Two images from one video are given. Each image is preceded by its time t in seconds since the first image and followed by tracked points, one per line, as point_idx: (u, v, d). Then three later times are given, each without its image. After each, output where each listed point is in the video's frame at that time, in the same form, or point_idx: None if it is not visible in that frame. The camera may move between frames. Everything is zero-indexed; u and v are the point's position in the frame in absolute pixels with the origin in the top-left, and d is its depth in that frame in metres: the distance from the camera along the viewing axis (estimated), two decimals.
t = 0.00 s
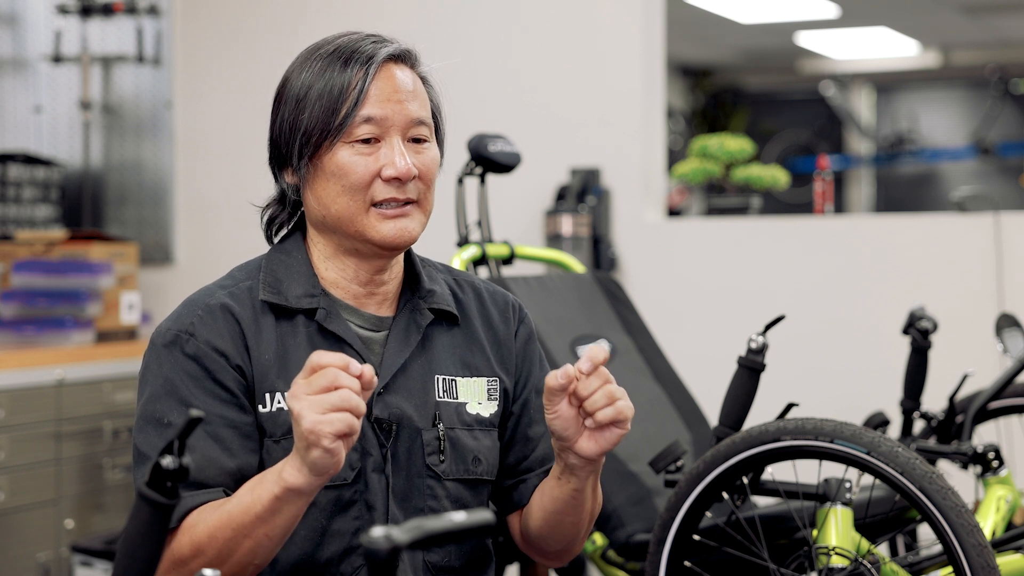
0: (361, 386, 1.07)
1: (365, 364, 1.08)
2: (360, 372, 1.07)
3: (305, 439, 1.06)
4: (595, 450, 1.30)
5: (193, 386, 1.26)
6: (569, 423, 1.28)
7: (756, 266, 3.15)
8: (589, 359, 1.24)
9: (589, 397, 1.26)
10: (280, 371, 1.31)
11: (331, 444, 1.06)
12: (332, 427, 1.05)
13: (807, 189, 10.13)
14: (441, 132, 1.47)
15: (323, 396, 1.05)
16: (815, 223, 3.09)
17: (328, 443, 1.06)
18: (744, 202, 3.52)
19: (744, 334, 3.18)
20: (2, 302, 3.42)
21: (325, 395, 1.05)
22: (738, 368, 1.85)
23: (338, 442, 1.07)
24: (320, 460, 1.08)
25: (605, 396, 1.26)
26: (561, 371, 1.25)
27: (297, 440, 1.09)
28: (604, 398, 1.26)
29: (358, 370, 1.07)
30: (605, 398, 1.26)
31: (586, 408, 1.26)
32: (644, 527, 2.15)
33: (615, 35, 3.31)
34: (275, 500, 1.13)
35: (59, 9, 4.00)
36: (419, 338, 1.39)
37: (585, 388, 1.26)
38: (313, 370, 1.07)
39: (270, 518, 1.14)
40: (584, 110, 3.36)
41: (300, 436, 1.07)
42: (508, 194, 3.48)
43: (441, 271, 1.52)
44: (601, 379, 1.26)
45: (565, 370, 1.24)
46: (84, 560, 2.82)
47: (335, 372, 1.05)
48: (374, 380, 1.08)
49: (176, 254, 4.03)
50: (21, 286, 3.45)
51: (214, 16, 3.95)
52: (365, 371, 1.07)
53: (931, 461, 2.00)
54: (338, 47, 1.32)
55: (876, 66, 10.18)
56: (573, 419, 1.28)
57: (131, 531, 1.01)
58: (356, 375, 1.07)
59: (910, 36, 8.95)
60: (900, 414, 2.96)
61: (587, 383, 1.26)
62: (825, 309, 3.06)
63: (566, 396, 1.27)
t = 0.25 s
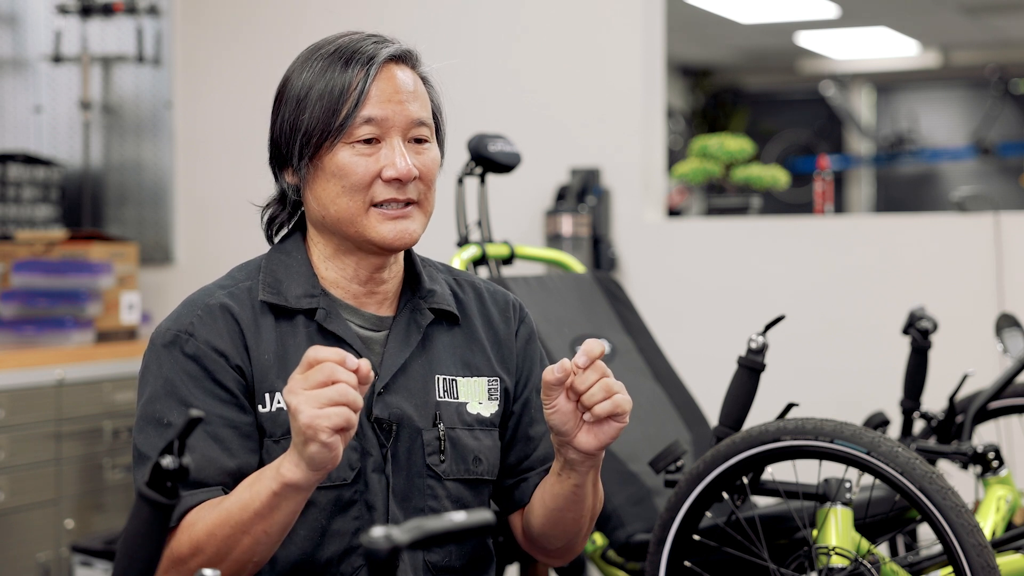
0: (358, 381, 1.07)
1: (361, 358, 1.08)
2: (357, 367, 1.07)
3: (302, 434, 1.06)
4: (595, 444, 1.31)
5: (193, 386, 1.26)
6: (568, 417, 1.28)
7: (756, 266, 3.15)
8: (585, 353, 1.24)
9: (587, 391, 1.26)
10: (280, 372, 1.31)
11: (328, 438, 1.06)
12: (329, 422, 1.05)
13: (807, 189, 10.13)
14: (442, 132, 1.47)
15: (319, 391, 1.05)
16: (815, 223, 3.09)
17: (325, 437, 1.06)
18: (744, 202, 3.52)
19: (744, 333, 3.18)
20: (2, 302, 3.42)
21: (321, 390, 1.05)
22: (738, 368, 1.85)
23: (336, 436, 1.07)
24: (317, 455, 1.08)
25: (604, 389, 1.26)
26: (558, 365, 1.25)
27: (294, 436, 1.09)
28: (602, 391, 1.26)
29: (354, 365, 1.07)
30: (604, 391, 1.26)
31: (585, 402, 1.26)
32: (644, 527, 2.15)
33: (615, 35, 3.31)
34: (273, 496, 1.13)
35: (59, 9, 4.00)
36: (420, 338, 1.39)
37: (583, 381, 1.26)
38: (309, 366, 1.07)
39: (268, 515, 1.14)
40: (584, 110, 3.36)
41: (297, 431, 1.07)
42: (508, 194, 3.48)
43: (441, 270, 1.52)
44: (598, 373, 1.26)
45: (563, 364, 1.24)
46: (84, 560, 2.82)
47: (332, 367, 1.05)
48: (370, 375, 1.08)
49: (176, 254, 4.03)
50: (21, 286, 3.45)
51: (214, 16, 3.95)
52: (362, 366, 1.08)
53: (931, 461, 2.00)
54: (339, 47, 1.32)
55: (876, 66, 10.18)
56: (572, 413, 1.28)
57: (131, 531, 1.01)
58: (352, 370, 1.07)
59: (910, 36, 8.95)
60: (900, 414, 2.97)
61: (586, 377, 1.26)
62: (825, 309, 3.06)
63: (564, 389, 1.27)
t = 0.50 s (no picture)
0: (357, 377, 1.07)
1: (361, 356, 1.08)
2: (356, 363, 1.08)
3: (301, 430, 1.06)
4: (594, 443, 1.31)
5: (192, 387, 1.26)
6: (567, 416, 1.28)
7: (756, 266, 3.15)
8: (583, 352, 1.24)
9: (585, 389, 1.26)
10: (280, 372, 1.31)
11: (327, 434, 1.06)
12: (328, 418, 1.05)
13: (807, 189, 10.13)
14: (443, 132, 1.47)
15: (319, 387, 1.05)
16: (815, 223, 3.09)
17: (324, 433, 1.06)
18: (744, 202, 3.52)
19: (744, 333, 3.18)
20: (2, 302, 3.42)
21: (320, 386, 1.05)
22: (738, 368, 1.85)
23: (335, 432, 1.07)
24: (316, 451, 1.08)
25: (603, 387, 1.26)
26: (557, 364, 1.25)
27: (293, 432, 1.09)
28: (600, 390, 1.26)
29: (353, 361, 1.07)
30: (603, 389, 1.26)
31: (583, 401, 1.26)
32: (644, 527, 2.15)
33: (615, 35, 3.31)
34: (273, 494, 1.13)
35: (59, 9, 4.00)
36: (420, 337, 1.39)
37: (582, 380, 1.26)
38: (308, 362, 1.07)
39: (268, 512, 1.14)
40: (584, 110, 3.36)
41: (296, 427, 1.07)
42: (508, 194, 3.48)
43: (440, 270, 1.52)
44: (596, 371, 1.27)
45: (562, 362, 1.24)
46: (84, 560, 2.82)
47: (331, 363, 1.06)
48: (369, 371, 1.08)
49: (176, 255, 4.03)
50: (21, 286, 3.45)
51: (214, 16, 3.95)
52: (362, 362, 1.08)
53: (931, 461, 2.00)
54: (342, 48, 1.32)
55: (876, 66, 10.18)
56: (571, 412, 1.28)
57: (131, 531, 1.01)
58: (351, 367, 1.07)
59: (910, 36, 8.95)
60: (900, 414, 2.97)
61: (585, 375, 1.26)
62: (825, 309, 3.06)
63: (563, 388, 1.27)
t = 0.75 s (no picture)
0: (357, 372, 1.07)
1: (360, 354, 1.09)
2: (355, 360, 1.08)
3: (301, 425, 1.06)
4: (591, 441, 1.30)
5: (193, 388, 1.26)
6: (564, 411, 1.28)
7: (756, 266, 3.15)
8: (580, 349, 1.25)
9: (582, 385, 1.27)
10: (281, 372, 1.31)
11: (327, 428, 1.06)
12: (328, 412, 1.05)
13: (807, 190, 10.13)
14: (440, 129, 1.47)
15: (319, 381, 1.06)
16: (815, 223, 3.09)
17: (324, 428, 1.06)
18: (744, 202, 3.52)
19: (744, 333, 3.18)
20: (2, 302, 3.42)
21: (320, 381, 1.06)
22: (738, 368, 1.85)
23: (334, 427, 1.07)
24: (316, 446, 1.08)
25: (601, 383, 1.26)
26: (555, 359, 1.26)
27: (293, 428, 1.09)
28: (597, 386, 1.26)
29: (353, 357, 1.08)
30: (601, 384, 1.26)
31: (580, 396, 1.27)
32: (644, 527, 2.15)
33: (615, 35, 3.31)
34: (273, 490, 1.13)
35: (59, 9, 4.00)
36: (421, 338, 1.39)
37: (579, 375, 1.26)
38: (308, 358, 1.07)
39: (268, 509, 1.14)
40: (584, 110, 3.36)
41: (295, 423, 1.07)
42: (508, 194, 3.48)
43: (440, 270, 1.52)
44: (593, 368, 1.27)
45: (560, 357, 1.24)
46: (84, 560, 2.82)
47: (331, 358, 1.06)
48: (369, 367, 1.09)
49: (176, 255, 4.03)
50: (21, 286, 3.45)
51: (214, 17, 3.95)
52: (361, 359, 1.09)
53: (931, 461, 2.00)
54: (344, 54, 1.31)
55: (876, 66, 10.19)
56: (569, 407, 1.28)
57: (131, 530, 1.01)
58: (350, 362, 1.07)
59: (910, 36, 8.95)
60: (900, 414, 2.97)
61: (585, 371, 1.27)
62: (825, 309, 3.06)
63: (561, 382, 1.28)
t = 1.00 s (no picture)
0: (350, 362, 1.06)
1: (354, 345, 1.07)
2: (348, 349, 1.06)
3: (295, 419, 1.07)
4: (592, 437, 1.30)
5: (193, 388, 1.26)
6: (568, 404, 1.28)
7: (756, 266, 3.15)
8: (588, 343, 1.25)
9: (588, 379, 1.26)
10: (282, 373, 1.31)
11: (320, 420, 1.06)
12: (318, 405, 1.05)
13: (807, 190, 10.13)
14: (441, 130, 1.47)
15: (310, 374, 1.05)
16: (815, 223, 3.09)
17: (316, 420, 1.06)
18: (744, 202, 3.52)
19: (744, 333, 3.18)
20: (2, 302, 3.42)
21: (311, 373, 1.05)
22: (738, 368, 1.85)
23: (328, 419, 1.07)
24: (311, 439, 1.08)
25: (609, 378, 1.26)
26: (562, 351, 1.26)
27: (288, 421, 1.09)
28: (603, 381, 1.26)
29: (346, 347, 1.06)
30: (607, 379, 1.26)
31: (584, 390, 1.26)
32: (644, 527, 2.15)
33: (615, 35, 3.30)
34: (269, 484, 1.13)
35: (59, 9, 4.00)
36: (421, 338, 1.39)
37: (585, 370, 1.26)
38: (302, 349, 1.06)
39: (265, 504, 1.14)
40: (584, 110, 3.36)
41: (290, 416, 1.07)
42: (508, 194, 3.48)
43: (441, 270, 1.52)
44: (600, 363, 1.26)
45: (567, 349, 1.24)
46: (84, 560, 2.82)
47: (322, 350, 1.05)
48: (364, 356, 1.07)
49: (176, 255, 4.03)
50: (21, 286, 3.45)
51: (214, 16, 3.95)
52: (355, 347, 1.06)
53: (931, 461, 2.00)
54: (341, 54, 1.32)
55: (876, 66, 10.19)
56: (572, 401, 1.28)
57: (130, 530, 1.01)
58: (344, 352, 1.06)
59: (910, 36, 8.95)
60: (900, 414, 2.97)
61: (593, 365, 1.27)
62: (825, 309, 3.06)
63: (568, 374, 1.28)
